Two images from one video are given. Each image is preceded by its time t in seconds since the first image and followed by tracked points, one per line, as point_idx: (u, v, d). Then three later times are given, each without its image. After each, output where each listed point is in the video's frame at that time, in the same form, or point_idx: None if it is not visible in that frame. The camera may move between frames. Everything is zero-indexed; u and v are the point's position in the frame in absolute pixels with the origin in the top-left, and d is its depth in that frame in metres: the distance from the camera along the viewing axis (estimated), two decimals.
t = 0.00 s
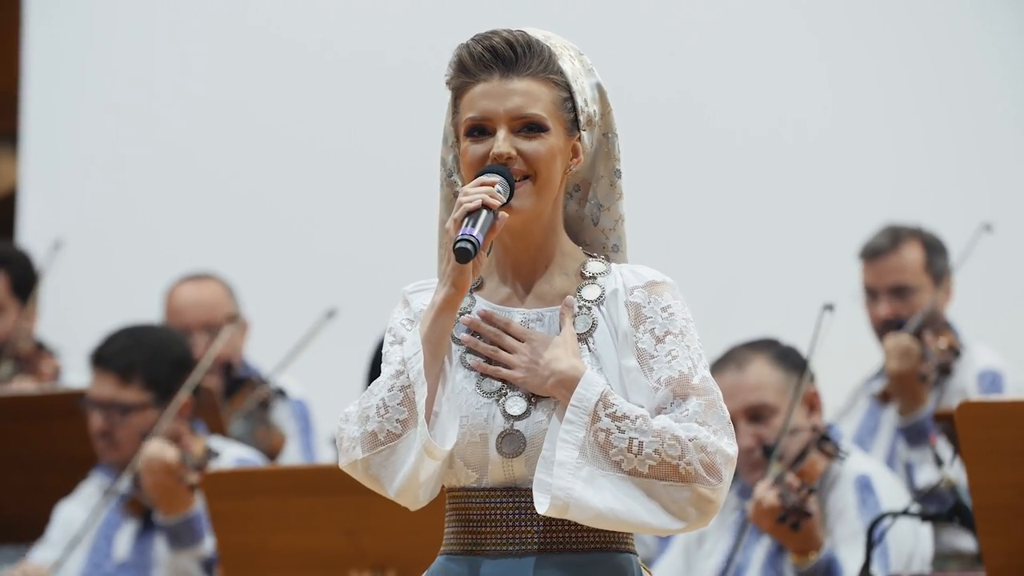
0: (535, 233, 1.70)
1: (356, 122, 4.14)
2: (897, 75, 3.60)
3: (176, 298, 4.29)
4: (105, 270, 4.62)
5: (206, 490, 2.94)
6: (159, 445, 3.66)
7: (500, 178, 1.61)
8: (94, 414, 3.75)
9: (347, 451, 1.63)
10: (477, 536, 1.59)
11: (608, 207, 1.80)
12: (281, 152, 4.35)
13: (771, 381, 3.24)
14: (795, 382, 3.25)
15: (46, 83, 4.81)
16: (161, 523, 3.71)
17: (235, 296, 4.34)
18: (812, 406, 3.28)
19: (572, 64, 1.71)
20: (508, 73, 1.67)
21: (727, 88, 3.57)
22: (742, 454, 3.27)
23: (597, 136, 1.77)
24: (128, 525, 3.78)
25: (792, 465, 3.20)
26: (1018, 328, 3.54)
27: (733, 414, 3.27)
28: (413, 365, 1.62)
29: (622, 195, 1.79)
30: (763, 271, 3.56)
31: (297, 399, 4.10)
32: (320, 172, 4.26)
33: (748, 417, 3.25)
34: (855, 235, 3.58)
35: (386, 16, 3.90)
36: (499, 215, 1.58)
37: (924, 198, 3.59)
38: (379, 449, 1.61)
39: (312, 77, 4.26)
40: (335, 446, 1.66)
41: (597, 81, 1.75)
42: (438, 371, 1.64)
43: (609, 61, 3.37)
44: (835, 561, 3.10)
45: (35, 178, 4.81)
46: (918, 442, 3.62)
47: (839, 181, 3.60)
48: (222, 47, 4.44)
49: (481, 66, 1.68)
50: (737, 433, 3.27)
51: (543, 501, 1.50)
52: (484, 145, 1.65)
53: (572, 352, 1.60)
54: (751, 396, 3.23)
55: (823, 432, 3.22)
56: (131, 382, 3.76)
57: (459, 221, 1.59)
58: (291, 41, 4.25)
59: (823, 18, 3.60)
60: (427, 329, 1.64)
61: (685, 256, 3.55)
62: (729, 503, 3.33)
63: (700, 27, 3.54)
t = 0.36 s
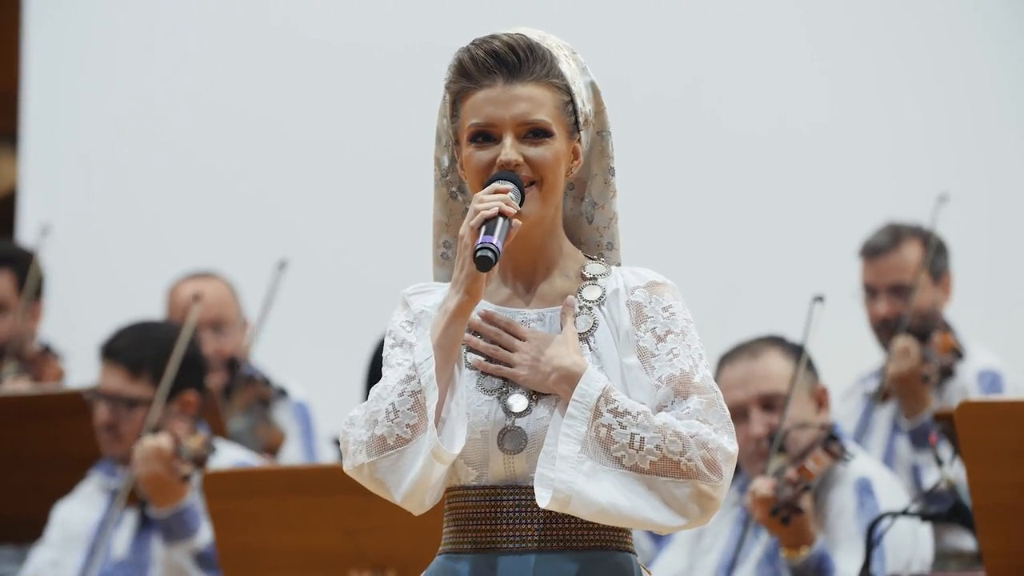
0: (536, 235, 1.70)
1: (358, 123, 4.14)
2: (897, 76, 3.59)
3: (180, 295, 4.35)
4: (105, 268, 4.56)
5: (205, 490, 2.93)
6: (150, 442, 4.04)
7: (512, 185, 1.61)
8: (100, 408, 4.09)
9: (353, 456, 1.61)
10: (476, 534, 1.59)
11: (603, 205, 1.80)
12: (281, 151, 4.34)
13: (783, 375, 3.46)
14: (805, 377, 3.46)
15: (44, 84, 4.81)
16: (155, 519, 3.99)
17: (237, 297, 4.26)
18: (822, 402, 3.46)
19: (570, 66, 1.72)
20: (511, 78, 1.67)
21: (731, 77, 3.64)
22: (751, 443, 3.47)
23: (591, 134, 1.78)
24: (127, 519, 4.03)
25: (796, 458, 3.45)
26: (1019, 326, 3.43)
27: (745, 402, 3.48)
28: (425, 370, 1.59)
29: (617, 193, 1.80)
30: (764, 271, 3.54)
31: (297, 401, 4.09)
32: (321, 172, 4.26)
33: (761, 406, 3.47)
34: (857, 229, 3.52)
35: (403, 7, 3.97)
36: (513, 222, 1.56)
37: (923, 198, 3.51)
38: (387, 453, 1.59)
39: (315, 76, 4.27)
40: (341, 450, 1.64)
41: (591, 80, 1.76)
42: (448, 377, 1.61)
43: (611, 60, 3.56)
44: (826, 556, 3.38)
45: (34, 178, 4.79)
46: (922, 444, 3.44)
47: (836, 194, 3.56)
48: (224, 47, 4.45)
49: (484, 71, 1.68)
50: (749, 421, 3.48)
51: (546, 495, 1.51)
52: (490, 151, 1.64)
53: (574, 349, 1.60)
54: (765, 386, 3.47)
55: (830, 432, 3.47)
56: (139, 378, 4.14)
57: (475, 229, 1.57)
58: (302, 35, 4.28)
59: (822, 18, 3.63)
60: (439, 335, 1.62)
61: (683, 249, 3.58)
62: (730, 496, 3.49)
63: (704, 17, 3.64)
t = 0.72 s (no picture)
0: (533, 238, 1.70)
1: (358, 122, 4.14)
2: (897, 76, 3.59)
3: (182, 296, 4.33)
4: (104, 269, 4.57)
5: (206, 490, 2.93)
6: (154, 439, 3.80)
7: (513, 187, 1.61)
8: (98, 407, 3.91)
9: (353, 458, 1.61)
10: (475, 535, 1.59)
11: (602, 212, 1.81)
12: (281, 152, 4.34)
13: (781, 376, 3.36)
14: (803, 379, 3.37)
15: (46, 85, 4.83)
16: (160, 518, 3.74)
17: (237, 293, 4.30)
18: (818, 403, 3.39)
19: (577, 71, 1.71)
20: (518, 79, 1.66)
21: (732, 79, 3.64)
22: (749, 446, 3.37)
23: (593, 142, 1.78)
24: (128, 520, 3.85)
25: (796, 458, 3.33)
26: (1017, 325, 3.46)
27: (744, 406, 3.38)
28: (426, 371, 1.59)
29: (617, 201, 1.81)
30: (764, 271, 3.53)
31: (300, 403, 4.06)
32: (320, 172, 4.25)
33: (758, 409, 3.36)
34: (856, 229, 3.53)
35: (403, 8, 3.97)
36: (515, 223, 1.56)
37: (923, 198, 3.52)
38: (388, 455, 1.59)
39: (315, 77, 4.27)
40: (341, 452, 1.64)
41: (597, 86, 1.76)
42: (448, 380, 1.61)
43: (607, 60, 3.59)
44: (836, 557, 3.21)
45: (36, 179, 4.80)
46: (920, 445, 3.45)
47: (835, 194, 3.56)
48: (225, 48, 4.45)
49: (492, 70, 1.67)
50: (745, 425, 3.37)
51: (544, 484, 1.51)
52: (493, 152, 1.64)
53: (576, 345, 1.61)
54: (763, 386, 3.35)
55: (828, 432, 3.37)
56: (136, 376, 3.93)
57: (477, 230, 1.57)
58: (300, 36, 4.28)
59: (821, 21, 3.63)
60: (439, 338, 1.61)
61: (682, 250, 3.57)
62: (729, 498, 3.38)
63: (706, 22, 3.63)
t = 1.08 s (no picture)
0: (530, 241, 1.71)
1: (359, 124, 4.15)
2: (897, 75, 3.61)
3: (178, 298, 4.20)
4: (104, 268, 4.58)
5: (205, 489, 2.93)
6: (156, 440, 3.67)
7: (509, 195, 1.58)
8: (95, 410, 3.77)
9: (341, 459, 1.62)
10: (470, 534, 1.60)
11: (603, 229, 1.79)
12: (281, 153, 4.33)
13: (775, 378, 3.26)
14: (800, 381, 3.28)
15: (45, 84, 4.81)
16: (155, 519, 3.70)
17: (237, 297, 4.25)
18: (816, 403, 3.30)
19: (607, 92, 1.68)
20: (543, 89, 1.64)
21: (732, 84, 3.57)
22: (747, 450, 3.26)
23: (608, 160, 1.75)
24: (126, 522, 3.78)
25: (796, 459, 3.20)
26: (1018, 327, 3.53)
27: (736, 410, 3.28)
28: (415, 377, 1.59)
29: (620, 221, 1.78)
30: (763, 272, 3.55)
31: (299, 402, 4.07)
32: (320, 173, 4.25)
33: (752, 413, 3.25)
34: (847, 235, 3.59)
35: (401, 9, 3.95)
36: (509, 232, 1.54)
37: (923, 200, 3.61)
38: (376, 458, 1.60)
39: (314, 77, 4.26)
40: (331, 452, 1.65)
41: (626, 105, 1.74)
42: (437, 387, 1.60)
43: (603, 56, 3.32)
44: (835, 555, 3.06)
45: (33, 178, 4.79)
46: (920, 442, 3.55)
47: (839, 184, 3.60)
48: (224, 49, 4.45)
49: (519, 73, 1.65)
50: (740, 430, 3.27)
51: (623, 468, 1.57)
52: (501, 156, 1.61)
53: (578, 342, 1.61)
54: (758, 390, 3.23)
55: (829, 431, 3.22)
56: (131, 379, 3.78)
57: (470, 237, 1.55)
58: (296, 40, 4.27)
59: (821, 20, 3.59)
60: (430, 342, 1.61)
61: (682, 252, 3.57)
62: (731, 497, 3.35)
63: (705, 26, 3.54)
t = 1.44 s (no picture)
0: (527, 241, 1.71)
1: (359, 124, 4.16)
2: (896, 74, 3.59)
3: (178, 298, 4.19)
4: (105, 269, 4.58)
5: (206, 489, 2.93)
6: (161, 441, 3.69)
7: (501, 193, 1.58)
8: (95, 410, 3.77)
9: (334, 458, 1.61)
10: (464, 534, 1.60)
11: (601, 227, 1.79)
12: (278, 157, 4.34)
13: (770, 381, 3.21)
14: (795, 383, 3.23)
15: (44, 85, 4.81)
16: (155, 515, 3.71)
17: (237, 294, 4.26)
18: (812, 405, 3.25)
19: (602, 88, 1.68)
20: (534, 85, 1.64)
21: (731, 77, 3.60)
22: (743, 454, 3.21)
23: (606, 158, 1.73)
24: (127, 523, 3.78)
25: (794, 462, 3.20)
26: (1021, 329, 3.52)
27: (732, 414, 3.22)
28: (406, 377, 1.59)
29: (618, 220, 1.78)
30: (763, 273, 3.55)
31: (299, 402, 4.08)
32: (319, 176, 4.26)
33: (747, 417, 3.20)
34: (849, 237, 3.57)
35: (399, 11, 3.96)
36: (499, 231, 1.53)
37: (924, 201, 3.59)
38: (369, 457, 1.60)
39: (314, 79, 4.27)
40: (324, 451, 1.64)
41: (621, 104, 1.73)
42: (430, 385, 1.61)
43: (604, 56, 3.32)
44: (837, 556, 3.10)
45: (32, 179, 4.79)
46: (919, 441, 3.52)
47: (836, 191, 3.58)
48: (222, 52, 4.45)
49: (511, 70, 1.65)
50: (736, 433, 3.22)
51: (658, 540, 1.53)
52: (493, 153, 1.61)
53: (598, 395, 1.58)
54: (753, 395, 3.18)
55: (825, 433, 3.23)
56: (131, 379, 3.80)
57: (459, 235, 1.55)
58: (293, 43, 4.29)
59: (822, 18, 3.61)
60: (421, 342, 1.62)
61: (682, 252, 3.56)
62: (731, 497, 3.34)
63: (702, 24, 3.56)
